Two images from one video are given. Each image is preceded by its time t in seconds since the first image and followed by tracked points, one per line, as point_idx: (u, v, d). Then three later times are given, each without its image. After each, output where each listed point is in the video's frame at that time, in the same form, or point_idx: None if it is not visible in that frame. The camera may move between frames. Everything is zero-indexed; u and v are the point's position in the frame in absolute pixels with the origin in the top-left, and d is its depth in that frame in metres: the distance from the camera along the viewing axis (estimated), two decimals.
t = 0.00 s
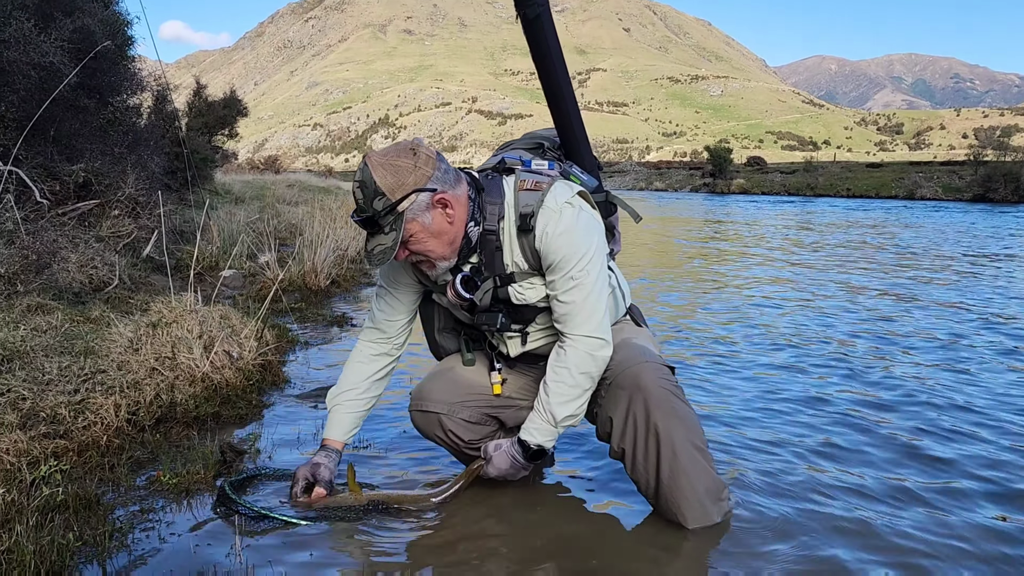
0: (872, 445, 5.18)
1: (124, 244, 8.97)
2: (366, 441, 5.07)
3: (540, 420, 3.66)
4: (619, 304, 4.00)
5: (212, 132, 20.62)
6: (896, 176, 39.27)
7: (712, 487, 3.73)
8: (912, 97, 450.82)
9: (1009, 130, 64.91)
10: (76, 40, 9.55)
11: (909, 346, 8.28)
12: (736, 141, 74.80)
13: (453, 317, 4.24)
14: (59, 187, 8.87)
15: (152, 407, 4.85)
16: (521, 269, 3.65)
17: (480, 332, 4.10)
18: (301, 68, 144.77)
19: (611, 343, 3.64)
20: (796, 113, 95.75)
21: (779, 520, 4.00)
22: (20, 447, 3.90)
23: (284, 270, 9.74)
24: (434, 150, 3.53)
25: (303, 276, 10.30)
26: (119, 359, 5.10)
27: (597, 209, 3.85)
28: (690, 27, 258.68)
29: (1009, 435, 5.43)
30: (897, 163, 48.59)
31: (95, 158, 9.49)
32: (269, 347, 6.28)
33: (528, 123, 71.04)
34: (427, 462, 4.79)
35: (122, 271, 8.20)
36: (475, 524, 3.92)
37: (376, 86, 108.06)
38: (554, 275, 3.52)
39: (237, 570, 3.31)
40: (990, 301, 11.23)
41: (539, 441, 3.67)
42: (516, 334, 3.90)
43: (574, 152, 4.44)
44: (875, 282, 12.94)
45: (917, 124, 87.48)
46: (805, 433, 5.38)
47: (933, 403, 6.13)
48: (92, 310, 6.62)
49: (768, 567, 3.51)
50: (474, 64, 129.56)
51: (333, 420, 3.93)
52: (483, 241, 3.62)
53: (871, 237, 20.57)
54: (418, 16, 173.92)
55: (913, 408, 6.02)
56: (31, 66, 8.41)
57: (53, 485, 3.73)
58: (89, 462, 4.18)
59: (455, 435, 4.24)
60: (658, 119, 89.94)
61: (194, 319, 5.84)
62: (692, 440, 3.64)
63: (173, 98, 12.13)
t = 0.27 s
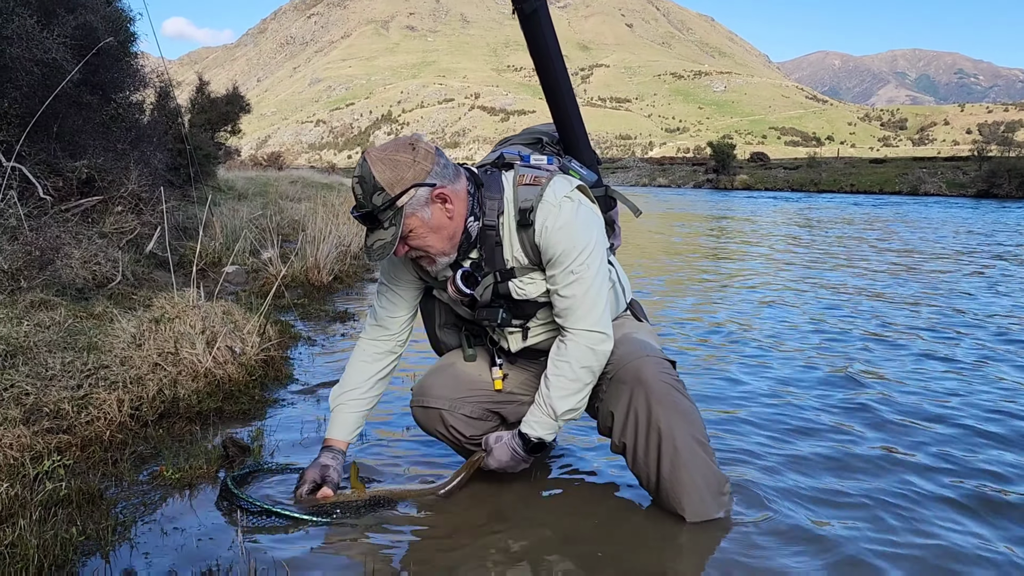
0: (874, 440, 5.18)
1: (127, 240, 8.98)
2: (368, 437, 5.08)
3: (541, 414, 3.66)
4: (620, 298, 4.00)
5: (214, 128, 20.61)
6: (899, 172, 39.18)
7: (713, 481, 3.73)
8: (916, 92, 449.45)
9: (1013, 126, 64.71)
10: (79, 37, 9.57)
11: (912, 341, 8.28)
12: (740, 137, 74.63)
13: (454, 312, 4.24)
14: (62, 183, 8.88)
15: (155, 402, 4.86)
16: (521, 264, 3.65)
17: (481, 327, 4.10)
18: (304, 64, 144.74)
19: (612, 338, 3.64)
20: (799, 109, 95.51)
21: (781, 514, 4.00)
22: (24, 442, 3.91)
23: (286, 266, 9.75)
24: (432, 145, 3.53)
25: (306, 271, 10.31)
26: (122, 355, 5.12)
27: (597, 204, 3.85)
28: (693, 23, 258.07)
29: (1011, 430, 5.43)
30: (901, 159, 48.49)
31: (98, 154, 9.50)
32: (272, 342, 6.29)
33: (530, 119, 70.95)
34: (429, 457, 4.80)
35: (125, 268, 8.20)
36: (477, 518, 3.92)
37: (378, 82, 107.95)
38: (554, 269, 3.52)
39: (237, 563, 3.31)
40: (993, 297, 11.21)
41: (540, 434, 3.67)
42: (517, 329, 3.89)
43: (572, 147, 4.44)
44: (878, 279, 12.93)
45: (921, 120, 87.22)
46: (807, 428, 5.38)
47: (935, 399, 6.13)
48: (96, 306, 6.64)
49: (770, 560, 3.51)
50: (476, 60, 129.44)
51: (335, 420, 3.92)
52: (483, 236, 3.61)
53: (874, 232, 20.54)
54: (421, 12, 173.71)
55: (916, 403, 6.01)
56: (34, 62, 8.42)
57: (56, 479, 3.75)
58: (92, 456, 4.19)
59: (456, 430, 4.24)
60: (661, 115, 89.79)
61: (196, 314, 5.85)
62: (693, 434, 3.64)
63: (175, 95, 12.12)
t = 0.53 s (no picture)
0: (879, 436, 5.17)
1: (131, 237, 8.98)
2: (371, 433, 5.08)
3: (544, 411, 3.65)
4: (623, 295, 4.00)
5: (217, 125, 20.61)
6: (903, 168, 39.08)
7: (717, 476, 3.73)
8: (920, 89, 448.16)
9: (1018, 122, 64.51)
10: (82, 34, 9.57)
11: (916, 338, 8.26)
12: (743, 134, 74.48)
13: (457, 308, 4.24)
14: (66, 181, 8.89)
15: (159, 398, 4.87)
16: (524, 260, 3.64)
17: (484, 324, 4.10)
18: (307, 62, 144.74)
19: (615, 334, 3.64)
20: (803, 106, 95.29)
21: (786, 510, 3.99)
22: (28, 438, 3.92)
23: (290, 263, 9.75)
24: (434, 142, 3.52)
25: (309, 268, 10.32)
26: (126, 351, 5.12)
27: (599, 200, 3.84)
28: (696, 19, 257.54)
29: (1015, 426, 5.41)
30: (905, 155, 48.38)
31: (102, 151, 9.51)
32: (275, 339, 6.30)
33: (533, 117, 70.87)
34: (432, 453, 4.80)
35: (129, 264, 8.21)
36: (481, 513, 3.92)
37: (381, 80, 107.91)
38: (557, 266, 3.51)
39: (241, 558, 3.31)
40: (997, 293, 11.18)
41: (544, 430, 3.67)
42: (520, 325, 3.89)
43: (575, 142, 4.43)
44: (882, 275, 12.89)
45: (925, 116, 86.98)
46: (811, 425, 5.38)
47: (939, 395, 6.11)
48: (99, 302, 6.64)
49: (774, 556, 3.50)
50: (479, 57, 129.33)
51: (329, 412, 3.89)
52: (486, 233, 3.60)
53: (878, 229, 20.49)
54: (424, 9, 173.57)
55: (920, 399, 6.00)
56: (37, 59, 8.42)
57: (60, 475, 3.75)
58: (96, 452, 4.20)
59: (459, 426, 4.24)
60: (664, 112, 89.65)
61: (200, 311, 5.86)
62: (696, 429, 3.63)
63: (178, 92, 12.13)
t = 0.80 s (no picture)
0: (884, 432, 5.16)
1: (134, 235, 8.99)
2: (375, 431, 5.07)
3: (549, 410, 3.64)
4: (627, 292, 3.99)
5: (220, 124, 20.61)
6: (907, 166, 39.01)
7: (721, 474, 3.72)
8: (923, 86, 447.08)
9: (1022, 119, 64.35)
10: (85, 32, 9.57)
11: (921, 335, 8.24)
12: (746, 132, 74.35)
13: (461, 307, 4.23)
14: (70, 179, 8.89)
15: (163, 396, 4.87)
16: (529, 259, 3.63)
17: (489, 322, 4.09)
18: (310, 60, 144.72)
19: (621, 333, 3.63)
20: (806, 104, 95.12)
21: (792, 507, 3.98)
22: (32, 436, 3.93)
23: (293, 261, 9.75)
24: (439, 141, 3.51)
25: (312, 266, 10.31)
26: (130, 349, 5.13)
27: (605, 198, 3.83)
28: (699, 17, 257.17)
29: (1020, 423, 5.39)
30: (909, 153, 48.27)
31: (105, 150, 9.51)
32: (278, 336, 6.29)
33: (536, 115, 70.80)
34: (436, 450, 4.79)
35: (132, 263, 8.20)
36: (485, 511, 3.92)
37: (384, 78, 107.88)
38: (563, 264, 3.50)
39: (246, 556, 3.30)
40: (1002, 291, 11.16)
41: (548, 429, 3.67)
42: (525, 324, 3.88)
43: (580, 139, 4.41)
44: (886, 273, 12.87)
45: (929, 113, 86.79)
46: (816, 422, 5.36)
47: (944, 392, 6.10)
48: (103, 301, 6.64)
49: (781, 553, 3.49)
50: (482, 55, 129.25)
51: (327, 407, 3.89)
52: (491, 232, 3.59)
53: (882, 227, 20.45)
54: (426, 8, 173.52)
55: (925, 397, 5.98)
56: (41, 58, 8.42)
57: (64, 472, 3.75)
58: (101, 450, 4.20)
59: (464, 425, 4.23)
60: (667, 111, 89.56)
61: (203, 308, 5.86)
62: (701, 427, 3.62)
63: (181, 91, 12.13)
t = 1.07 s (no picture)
0: (889, 432, 5.13)
1: (137, 235, 8.98)
2: (376, 430, 5.06)
3: (553, 412, 3.63)
4: (631, 292, 3.97)
5: (223, 123, 20.62)
6: (910, 165, 38.95)
7: (725, 474, 3.70)
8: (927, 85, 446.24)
9: None
10: (88, 32, 9.56)
11: (925, 335, 8.21)
12: (750, 131, 74.28)
13: (464, 307, 4.22)
14: (72, 178, 8.89)
15: (165, 395, 4.86)
16: (532, 259, 3.62)
17: (491, 322, 4.08)
18: (313, 59, 144.77)
19: (624, 333, 3.62)
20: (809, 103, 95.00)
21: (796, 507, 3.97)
22: (34, 435, 3.92)
23: (296, 260, 9.75)
24: (441, 141, 3.50)
25: (315, 265, 10.31)
26: (132, 348, 5.12)
27: (608, 197, 3.81)
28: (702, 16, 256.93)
29: None
30: (913, 152, 48.16)
31: (108, 149, 9.51)
32: (281, 336, 6.29)
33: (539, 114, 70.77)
34: (438, 450, 4.78)
35: (135, 262, 8.19)
36: (487, 512, 3.90)
37: (387, 77, 107.84)
38: (566, 265, 3.49)
39: (248, 556, 3.29)
40: (1006, 290, 11.13)
41: (552, 432, 3.65)
42: (528, 324, 3.87)
43: (583, 138, 4.40)
44: (889, 273, 12.83)
45: (932, 112, 86.65)
46: (819, 421, 5.35)
47: (949, 392, 6.08)
48: (105, 300, 6.63)
49: (786, 555, 3.47)
50: (484, 55, 129.21)
51: (328, 405, 3.88)
52: (494, 232, 3.58)
53: (885, 226, 20.40)
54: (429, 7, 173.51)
55: (930, 396, 5.96)
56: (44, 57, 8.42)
57: (66, 472, 3.74)
58: (103, 449, 4.19)
59: (467, 426, 4.22)
60: (670, 110, 89.53)
61: (206, 308, 5.85)
62: (705, 427, 3.61)
63: (184, 90, 12.13)
